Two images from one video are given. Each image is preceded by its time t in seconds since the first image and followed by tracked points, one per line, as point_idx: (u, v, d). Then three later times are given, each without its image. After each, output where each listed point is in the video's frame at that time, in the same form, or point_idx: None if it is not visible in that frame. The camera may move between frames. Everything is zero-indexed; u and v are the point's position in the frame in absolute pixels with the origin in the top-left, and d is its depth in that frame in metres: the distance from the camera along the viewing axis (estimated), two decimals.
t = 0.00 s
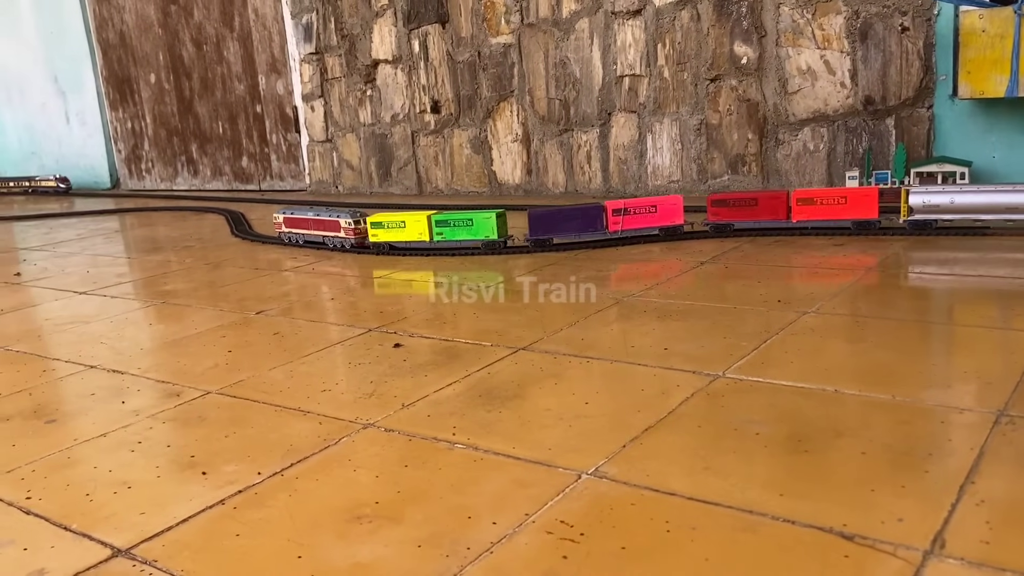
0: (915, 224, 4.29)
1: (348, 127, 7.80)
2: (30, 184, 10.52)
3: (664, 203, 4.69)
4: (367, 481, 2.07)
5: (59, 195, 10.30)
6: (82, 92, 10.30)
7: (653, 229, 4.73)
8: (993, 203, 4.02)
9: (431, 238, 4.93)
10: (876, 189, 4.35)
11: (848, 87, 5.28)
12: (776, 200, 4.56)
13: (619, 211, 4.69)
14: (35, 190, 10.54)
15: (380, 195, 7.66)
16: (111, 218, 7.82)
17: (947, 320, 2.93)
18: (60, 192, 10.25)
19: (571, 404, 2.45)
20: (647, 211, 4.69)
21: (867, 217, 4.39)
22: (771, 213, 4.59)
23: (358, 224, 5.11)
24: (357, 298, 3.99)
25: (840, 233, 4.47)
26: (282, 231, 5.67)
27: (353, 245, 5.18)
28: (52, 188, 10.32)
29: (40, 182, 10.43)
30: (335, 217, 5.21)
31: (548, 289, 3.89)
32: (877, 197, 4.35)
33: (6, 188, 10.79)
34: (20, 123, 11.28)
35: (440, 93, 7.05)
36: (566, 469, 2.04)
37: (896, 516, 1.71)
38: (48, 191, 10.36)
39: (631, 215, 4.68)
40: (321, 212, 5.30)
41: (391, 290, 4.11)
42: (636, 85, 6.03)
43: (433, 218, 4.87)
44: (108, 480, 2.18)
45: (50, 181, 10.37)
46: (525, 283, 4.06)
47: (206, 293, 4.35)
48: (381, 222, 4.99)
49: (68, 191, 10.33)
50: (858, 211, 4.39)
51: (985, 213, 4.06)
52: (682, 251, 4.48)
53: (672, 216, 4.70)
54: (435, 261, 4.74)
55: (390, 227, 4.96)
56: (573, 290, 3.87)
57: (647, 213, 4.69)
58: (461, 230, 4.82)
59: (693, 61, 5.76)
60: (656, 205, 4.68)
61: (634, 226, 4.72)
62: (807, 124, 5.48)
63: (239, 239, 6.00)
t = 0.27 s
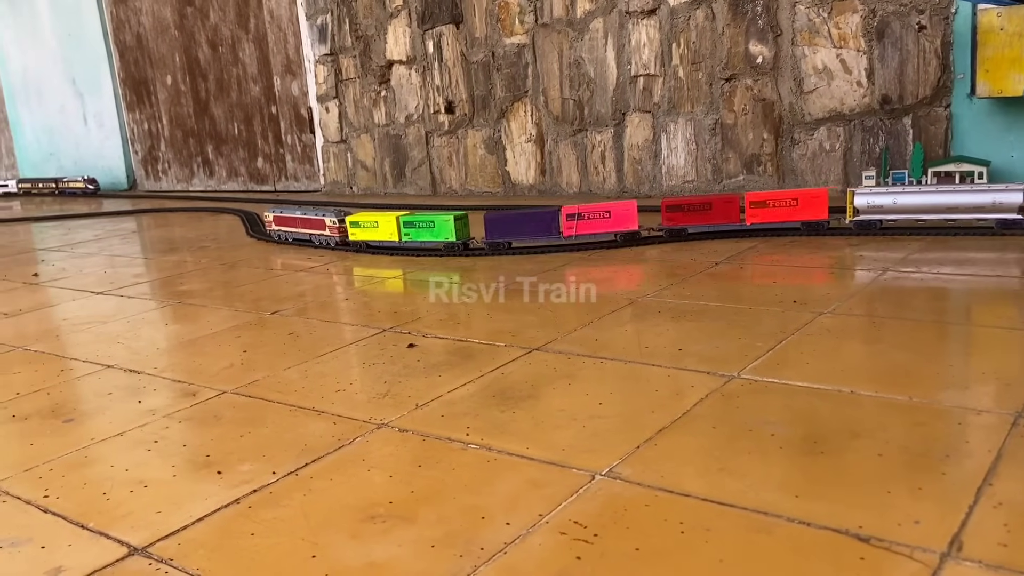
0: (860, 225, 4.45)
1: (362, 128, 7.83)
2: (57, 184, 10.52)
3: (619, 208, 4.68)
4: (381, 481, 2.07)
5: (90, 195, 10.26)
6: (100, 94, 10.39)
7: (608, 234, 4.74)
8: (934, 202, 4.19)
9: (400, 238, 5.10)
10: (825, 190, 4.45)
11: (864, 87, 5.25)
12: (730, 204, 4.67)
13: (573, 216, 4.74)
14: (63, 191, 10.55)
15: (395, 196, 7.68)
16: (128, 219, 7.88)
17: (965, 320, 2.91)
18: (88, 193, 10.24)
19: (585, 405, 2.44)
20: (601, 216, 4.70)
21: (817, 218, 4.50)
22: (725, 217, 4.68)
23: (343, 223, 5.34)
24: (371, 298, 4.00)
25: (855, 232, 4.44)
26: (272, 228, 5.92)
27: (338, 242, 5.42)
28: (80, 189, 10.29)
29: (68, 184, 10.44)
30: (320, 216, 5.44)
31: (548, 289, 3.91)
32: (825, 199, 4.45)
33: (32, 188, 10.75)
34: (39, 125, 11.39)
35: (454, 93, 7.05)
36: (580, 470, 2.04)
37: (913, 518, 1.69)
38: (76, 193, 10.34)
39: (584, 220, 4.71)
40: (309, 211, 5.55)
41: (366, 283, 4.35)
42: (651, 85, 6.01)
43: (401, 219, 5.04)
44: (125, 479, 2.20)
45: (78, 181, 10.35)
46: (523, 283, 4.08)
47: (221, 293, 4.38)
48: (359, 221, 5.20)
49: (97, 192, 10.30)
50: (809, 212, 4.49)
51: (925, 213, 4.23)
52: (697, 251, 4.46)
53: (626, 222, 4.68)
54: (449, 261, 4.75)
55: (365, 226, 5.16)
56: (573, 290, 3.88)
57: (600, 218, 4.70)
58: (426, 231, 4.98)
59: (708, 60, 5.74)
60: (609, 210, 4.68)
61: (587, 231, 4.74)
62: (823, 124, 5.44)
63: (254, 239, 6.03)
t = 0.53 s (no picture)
0: (804, 226, 4.59)
1: (373, 128, 7.85)
2: (81, 185, 10.57)
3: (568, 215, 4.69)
4: (390, 481, 2.08)
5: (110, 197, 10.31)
6: (114, 96, 10.46)
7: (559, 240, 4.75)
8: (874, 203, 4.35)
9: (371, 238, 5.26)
10: (772, 194, 4.57)
11: (877, 86, 5.22)
12: (681, 209, 4.68)
13: (524, 220, 4.81)
14: (81, 192, 10.62)
15: (405, 197, 7.70)
16: (141, 220, 7.93)
17: (978, 321, 2.89)
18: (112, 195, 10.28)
19: (594, 405, 2.44)
20: (550, 222, 4.74)
21: (765, 220, 4.61)
22: (678, 222, 4.70)
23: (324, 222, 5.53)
24: (382, 299, 4.01)
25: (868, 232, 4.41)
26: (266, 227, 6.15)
27: (321, 240, 5.62)
28: (105, 189, 10.33)
29: (92, 185, 10.50)
30: (303, 215, 5.64)
31: (548, 289, 3.93)
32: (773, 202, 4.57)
33: (56, 187, 10.81)
34: (53, 126, 11.48)
35: (464, 94, 7.06)
36: (589, 470, 2.04)
37: (925, 519, 1.68)
38: (100, 193, 10.38)
39: (534, 224, 4.77)
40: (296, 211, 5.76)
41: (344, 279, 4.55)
42: (662, 85, 6.00)
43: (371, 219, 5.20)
44: (136, 478, 2.21)
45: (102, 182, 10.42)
46: (522, 283, 4.11)
47: (233, 294, 4.40)
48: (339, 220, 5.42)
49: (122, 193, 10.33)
50: (759, 215, 4.60)
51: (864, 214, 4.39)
52: (708, 252, 4.45)
53: (575, 228, 4.69)
54: (459, 262, 4.75)
55: (343, 225, 5.37)
56: (574, 290, 3.89)
57: (550, 223, 4.74)
58: (391, 232, 5.11)
59: (719, 60, 5.72)
60: (558, 216, 4.72)
61: (538, 236, 4.78)
62: (835, 123, 5.42)
63: (265, 240, 6.06)
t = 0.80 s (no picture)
0: (750, 228, 4.67)
1: (381, 129, 7.86)
2: (100, 186, 10.61)
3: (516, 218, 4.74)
4: (396, 479, 2.08)
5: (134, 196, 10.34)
6: (124, 97, 10.52)
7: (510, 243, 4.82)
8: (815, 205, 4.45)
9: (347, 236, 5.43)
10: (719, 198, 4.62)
11: (885, 85, 5.19)
12: (630, 213, 4.68)
13: (477, 222, 4.88)
14: (92, 193, 10.68)
15: (414, 197, 7.71)
16: (151, 221, 7.97)
17: (987, 321, 2.87)
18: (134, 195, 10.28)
19: (600, 405, 2.44)
20: (500, 224, 4.79)
21: (712, 223, 4.66)
22: (626, 226, 4.71)
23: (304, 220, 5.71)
24: (389, 299, 4.02)
25: (877, 231, 4.39)
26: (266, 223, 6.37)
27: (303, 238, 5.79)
28: (126, 190, 10.35)
29: (112, 186, 10.53)
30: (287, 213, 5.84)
31: (548, 289, 3.94)
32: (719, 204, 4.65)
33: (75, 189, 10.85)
34: (64, 127, 11.55)
35: (472, 94, 7.07)
36: (594, 469, 2.04)
37: (931, 519, 1.68)
38: (120, 194, 10.42)
39: (485, 227, 4.84)
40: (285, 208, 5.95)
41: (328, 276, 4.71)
42: (670, 85, 5.99)
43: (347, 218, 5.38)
44: (144, 476, 2.23)
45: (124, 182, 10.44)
46: (519, 283, 4.13)
47: (241, 294, 4.42)
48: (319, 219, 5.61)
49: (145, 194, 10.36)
50: (707, 217, 4.66)
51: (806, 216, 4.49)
52: (715, 251, 4.44)
53: (523, 231, 4.74)
54: (467, 262, 4.76)
55: (321, 224, 5.55)
56: (574, 290, 3.91)
57: (499, 226, 4.79)
58: (365, 231, 5.28)
59: (727, 59, 5.71)
60: (508, 219, 4.76)
61: (490, 238, 4.86)
62: (844, 123, 5.40)
63: (274, 240, 6.08)
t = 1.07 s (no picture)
0: (695, 233, 4.71)
1: (387, 130, 7.88)
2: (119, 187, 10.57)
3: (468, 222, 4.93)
4: (400, 479, 2.09)
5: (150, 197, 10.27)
6: (132, 98, 10.57)
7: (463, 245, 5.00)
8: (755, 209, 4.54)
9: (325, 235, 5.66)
10: (661, 203, 4.57)
11: (892, 85, 5.18)
12: (575, 218, 4.76)
13: (436, 224, 5.06)
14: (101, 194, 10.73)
15: (419, 198, 7.72)
16: (158, 221, 8.00)
17: (993, 321, 2.86)
18: (151, 197, 10.22)
19: (604, 405, 2.44)
20: (454, 227, 4.97)
21: (655, 229, 4.64)
22: (571, 231, 4.79)
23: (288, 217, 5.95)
24: (395, 299, 4.03)
25: (883, 232, 4.38)
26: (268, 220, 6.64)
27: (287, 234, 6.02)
28: (144, 191, 10.29)
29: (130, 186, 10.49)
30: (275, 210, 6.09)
31: (548, 289, 3.96)
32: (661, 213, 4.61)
33: (94, 190, 10.84)
34: (72, 128, 11.60)
35: (478, 95, 7.07)
36: (597, 470, 2.04)
37: (934, 520, 1.67)
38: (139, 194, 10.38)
39: (441, 229, 5.03)
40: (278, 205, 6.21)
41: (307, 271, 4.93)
42: (675, 85, 5.99)
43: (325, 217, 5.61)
44: (149, 476, 2.24)
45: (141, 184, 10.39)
46: (520, 283, 4.15)
47: (247, 294, 4.43)
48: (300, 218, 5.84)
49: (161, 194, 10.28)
50: (649, 224, 4.63)
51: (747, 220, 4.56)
52: (721, 252, 4.43)
53: (475, 234, 4.93)
54: (472, 263, 4.77)
55: (301, 223, 5.77)
56: (573, 290, 3.92)
57: (453, 228, 4.97)
58: (342, 229, 5.51)
59: (732, 60, 5.70)
60: (461, 222, 4.93)
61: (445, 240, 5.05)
62: (850, 123, 5.39)
63: (280, 241, 6.10)
